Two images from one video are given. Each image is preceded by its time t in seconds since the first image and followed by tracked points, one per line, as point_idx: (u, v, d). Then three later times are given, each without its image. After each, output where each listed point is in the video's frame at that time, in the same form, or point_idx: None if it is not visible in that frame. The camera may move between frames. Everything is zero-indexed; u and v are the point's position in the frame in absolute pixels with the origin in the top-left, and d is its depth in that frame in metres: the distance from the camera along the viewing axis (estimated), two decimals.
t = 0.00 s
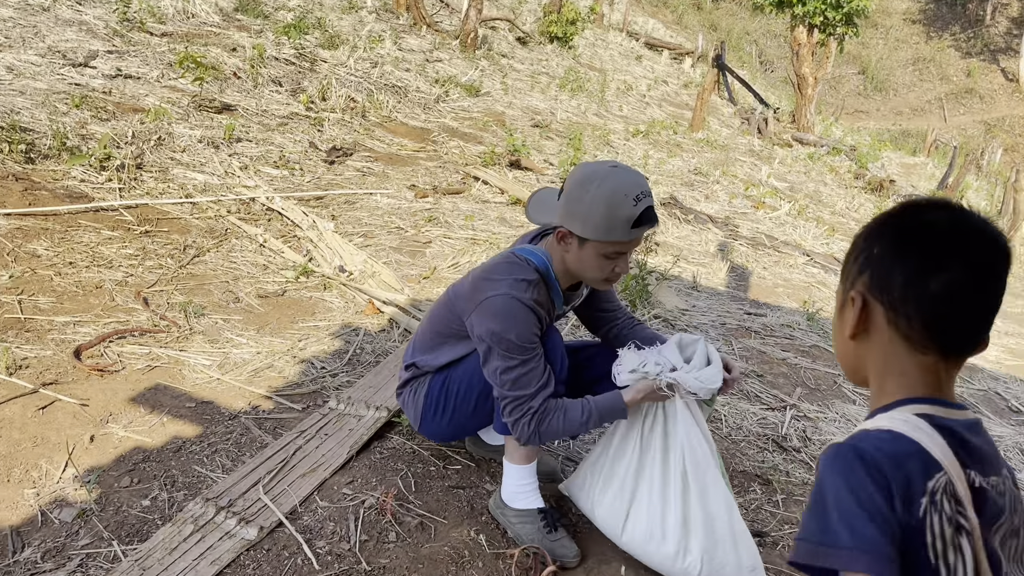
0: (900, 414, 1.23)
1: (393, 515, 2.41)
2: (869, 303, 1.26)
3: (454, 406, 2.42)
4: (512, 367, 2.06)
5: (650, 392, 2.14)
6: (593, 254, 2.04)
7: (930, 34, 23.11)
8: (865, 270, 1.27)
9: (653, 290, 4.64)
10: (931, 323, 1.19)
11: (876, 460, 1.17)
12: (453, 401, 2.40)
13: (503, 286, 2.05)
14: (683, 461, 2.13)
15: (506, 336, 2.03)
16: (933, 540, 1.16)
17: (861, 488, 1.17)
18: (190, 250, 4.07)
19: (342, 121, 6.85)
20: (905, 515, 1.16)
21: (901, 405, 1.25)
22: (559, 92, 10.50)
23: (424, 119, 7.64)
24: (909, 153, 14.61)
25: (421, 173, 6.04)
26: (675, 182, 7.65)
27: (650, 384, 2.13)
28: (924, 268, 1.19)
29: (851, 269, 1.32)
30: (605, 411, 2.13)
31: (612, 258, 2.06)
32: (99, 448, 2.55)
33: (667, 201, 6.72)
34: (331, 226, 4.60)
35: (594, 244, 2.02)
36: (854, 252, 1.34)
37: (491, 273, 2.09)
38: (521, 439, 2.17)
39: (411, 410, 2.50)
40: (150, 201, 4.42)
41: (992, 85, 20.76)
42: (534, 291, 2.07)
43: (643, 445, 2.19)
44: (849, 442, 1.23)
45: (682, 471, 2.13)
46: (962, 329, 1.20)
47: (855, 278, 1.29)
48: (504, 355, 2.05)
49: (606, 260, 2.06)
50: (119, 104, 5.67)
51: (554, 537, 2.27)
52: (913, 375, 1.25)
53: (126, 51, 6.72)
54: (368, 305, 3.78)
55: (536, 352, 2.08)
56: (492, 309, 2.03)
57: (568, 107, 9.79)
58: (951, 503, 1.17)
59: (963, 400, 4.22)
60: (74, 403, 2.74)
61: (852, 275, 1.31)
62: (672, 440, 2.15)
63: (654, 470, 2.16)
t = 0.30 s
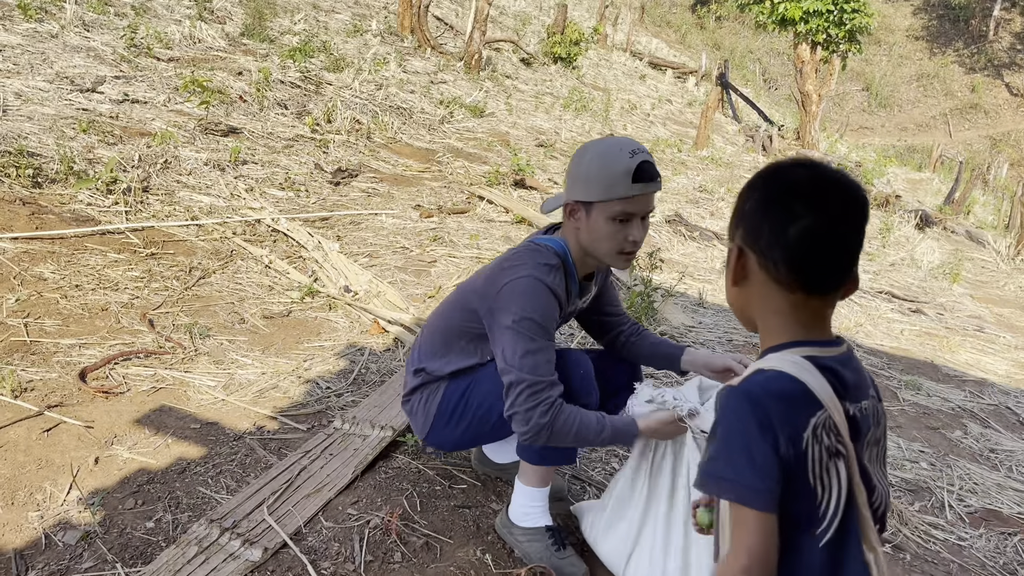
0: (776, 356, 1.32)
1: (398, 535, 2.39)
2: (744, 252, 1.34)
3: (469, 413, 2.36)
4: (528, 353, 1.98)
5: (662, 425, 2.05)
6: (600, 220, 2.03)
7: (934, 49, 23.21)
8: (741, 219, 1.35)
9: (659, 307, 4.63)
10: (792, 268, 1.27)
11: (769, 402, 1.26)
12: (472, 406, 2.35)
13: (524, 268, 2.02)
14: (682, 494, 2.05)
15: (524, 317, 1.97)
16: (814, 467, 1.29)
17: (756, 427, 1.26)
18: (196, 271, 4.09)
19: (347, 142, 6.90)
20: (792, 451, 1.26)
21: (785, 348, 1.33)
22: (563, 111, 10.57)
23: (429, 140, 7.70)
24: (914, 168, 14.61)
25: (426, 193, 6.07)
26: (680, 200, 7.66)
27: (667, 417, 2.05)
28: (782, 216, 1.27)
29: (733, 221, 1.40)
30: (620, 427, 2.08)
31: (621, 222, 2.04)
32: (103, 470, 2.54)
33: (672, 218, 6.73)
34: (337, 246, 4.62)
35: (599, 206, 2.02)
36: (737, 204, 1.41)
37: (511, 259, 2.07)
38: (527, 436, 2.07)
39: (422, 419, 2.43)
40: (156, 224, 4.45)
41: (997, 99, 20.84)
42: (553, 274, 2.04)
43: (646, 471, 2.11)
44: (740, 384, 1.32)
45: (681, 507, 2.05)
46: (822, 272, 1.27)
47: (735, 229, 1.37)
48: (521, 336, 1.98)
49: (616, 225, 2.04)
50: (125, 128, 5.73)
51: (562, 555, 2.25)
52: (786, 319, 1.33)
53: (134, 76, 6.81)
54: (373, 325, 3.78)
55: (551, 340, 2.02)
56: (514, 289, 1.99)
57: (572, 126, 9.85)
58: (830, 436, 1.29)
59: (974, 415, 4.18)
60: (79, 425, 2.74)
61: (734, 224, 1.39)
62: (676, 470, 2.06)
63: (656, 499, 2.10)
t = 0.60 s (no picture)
0: (748, 325, 1.45)
1: (392, 542, 2.38)
2: (715, 234, 1.47)
3: (478, 339, 2.10)
4: (557, 240, 1.75)
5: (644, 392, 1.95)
6: (598, 89, 1.82)
7: (931, 53, 23.28)
8: (711, 206, 1.49)
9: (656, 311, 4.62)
10: (758, 247, 1.42)
11: (765, 364, 1.39)
12: (484, 323, 2.09)
13: (549, 150, 1.78)
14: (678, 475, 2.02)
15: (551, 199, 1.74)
16: (790, 415, 1.47)
17: (757, 385, 1.39)
18: (191, 277, 4.08)
19: (344, 147, 6.90)
20: (777, 403, 1.43)
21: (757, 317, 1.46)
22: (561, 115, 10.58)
23: (426, 145, 7.70)
24: (913, 171, 14.64)
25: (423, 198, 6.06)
26: (678, 204, 7.66)
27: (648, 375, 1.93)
28: (748, 202, 1.42)
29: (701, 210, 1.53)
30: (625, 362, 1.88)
31: (620, 90, 1.83)
32: (95, 478, 2.53)
33: (670, 222, 6.73)
34: (333, 251, 4.61)
35: (594, 75, 1.80)
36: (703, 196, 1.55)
37: (527, 141, 1.80)
38: (546, 327, 1.81)
39: (422, 325, 2.15)
40: (152, 229, 4.44)
41: (994, 102, 20.94)
42: (576, 154, 1.82)
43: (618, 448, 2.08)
44: (734, 345, 1.42)
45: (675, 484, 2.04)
46: (782, 252, 1.43)
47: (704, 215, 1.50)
48: (547, 219, 1.75)
49: (614, 94, 1.82)
50: (122, 133, 5.72)
51: (557, 564, 2.25)
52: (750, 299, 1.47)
53: (130, 82, 6.81)
54: (369, 330, 3.77)
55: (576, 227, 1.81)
56: (539, 174, 1.75)
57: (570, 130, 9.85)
58: (797, 385, 1.48)
59: (972, 419, 4.17)
60: (72, 433, 2.73)
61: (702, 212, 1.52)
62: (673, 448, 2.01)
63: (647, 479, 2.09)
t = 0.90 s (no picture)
0: (749, 274, 1.50)
1: (383, 541, 2.38)
2: (709, 200, 1.53)
3: (470, 279, 2.06)
4: (526, 89, 1.73)
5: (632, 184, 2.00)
6: None
7: (927, 54, 23.34)
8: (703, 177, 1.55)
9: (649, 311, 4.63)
10: (748, 215, 1.49)
11: (780, 303, 1.46)
12: (476, 267, 2.05)
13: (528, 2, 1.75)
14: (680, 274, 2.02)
15: (527, 44, 1.70)
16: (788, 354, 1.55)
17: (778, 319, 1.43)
18: (185, 274, 4.07)
19: (339, 144, 6.90)
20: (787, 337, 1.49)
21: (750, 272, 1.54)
22: (557, 115, 10.59)
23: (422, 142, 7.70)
24: (908, 172, 14.70)
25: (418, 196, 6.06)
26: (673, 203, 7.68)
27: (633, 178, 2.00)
28: (740, 173, 1.48)
29: (694, 178, 1.60)
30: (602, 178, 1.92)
31: None
32: (86, 476, 2.53)
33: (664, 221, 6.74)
34: (327, 249, 4.61)
35: None
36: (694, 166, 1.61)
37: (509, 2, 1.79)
38: (503, 180, 1.83)
39: (426, 238, 2.10)
40: (145, 226, 4.43)
41: (989, 104, 21.05)
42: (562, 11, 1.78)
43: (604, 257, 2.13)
44: (749, 289, 1.46)
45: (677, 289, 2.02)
46: (770, 216, 1.50)
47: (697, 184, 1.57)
48: (521, 63, 1.71)
49: None
50: (115, 129, 5.70)
51: (544, 566, 2.23)
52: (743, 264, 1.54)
53: (125, 77, 6.79)
54: (362, 329, 3.77)
55: (552, 90, 1.79)
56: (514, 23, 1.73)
57: (566, 128, 9.85)
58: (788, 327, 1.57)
59: (963, 420, 4.19)
60: (62, 430, 2.73)
61: (694, 181, 1.59)
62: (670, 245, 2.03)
63: (643, 295, 2.07)
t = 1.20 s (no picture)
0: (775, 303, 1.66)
1: (376, 541, 2.40)
2: (758, 234, 1.63)
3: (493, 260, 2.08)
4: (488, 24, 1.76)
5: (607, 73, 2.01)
6: None
7: (925, 58, 23.39)
8: (753, 206, 1.62)
9: (644, 312, 4.66)
10: (779, 250, 1.64)
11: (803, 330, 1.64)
12: (497, 255, 2.08)
13: None
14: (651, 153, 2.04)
15: None
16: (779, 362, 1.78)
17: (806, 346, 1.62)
18: (180, 273, 4.08)
19: (336, 144, 6.91)
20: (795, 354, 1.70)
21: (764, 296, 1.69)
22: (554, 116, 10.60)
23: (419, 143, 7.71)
24: (904, 175, 14.74)
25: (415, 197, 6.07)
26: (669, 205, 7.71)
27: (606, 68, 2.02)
28: (793, 222, 1.61)
29: (735, 199, 1.65)
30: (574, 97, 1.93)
31: None
32: (80, 474, 2.54)
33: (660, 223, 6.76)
34: (322, 249, 4.62)
35: None
36: (732, 188, 1.66)
37: None
38: (465, 123, 1.86)
39: (450, 216, 2.07)
40: (141, 224, 4.44)
41: (986, 108, 21.15)
42: None
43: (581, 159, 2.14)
44: (788, 323, 1.60)
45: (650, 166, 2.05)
46: (793, 255, 1.68)
47: (738, 213, 1.64)
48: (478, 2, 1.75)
49: None
50: (112, 127, 5.70)
51: (535, 565, 2.24)
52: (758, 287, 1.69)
53: (122, 75, 6.79)
54: (357, 329, 3.78)
55: (513, 30, 1.79)
56: None
57: (563, 130, 9.87)
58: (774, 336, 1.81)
59: (955, 424, 4.22)
60: (57, 428, 2.73)
61: (736, 205, 1.65)
62: (642, 120, 2.03)
63: (620, 193, 2.08)
